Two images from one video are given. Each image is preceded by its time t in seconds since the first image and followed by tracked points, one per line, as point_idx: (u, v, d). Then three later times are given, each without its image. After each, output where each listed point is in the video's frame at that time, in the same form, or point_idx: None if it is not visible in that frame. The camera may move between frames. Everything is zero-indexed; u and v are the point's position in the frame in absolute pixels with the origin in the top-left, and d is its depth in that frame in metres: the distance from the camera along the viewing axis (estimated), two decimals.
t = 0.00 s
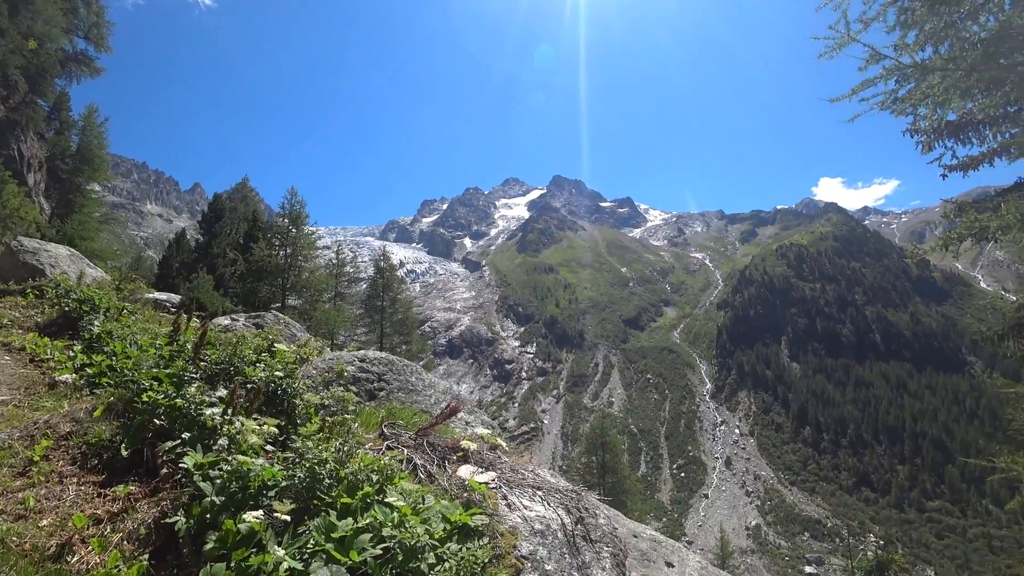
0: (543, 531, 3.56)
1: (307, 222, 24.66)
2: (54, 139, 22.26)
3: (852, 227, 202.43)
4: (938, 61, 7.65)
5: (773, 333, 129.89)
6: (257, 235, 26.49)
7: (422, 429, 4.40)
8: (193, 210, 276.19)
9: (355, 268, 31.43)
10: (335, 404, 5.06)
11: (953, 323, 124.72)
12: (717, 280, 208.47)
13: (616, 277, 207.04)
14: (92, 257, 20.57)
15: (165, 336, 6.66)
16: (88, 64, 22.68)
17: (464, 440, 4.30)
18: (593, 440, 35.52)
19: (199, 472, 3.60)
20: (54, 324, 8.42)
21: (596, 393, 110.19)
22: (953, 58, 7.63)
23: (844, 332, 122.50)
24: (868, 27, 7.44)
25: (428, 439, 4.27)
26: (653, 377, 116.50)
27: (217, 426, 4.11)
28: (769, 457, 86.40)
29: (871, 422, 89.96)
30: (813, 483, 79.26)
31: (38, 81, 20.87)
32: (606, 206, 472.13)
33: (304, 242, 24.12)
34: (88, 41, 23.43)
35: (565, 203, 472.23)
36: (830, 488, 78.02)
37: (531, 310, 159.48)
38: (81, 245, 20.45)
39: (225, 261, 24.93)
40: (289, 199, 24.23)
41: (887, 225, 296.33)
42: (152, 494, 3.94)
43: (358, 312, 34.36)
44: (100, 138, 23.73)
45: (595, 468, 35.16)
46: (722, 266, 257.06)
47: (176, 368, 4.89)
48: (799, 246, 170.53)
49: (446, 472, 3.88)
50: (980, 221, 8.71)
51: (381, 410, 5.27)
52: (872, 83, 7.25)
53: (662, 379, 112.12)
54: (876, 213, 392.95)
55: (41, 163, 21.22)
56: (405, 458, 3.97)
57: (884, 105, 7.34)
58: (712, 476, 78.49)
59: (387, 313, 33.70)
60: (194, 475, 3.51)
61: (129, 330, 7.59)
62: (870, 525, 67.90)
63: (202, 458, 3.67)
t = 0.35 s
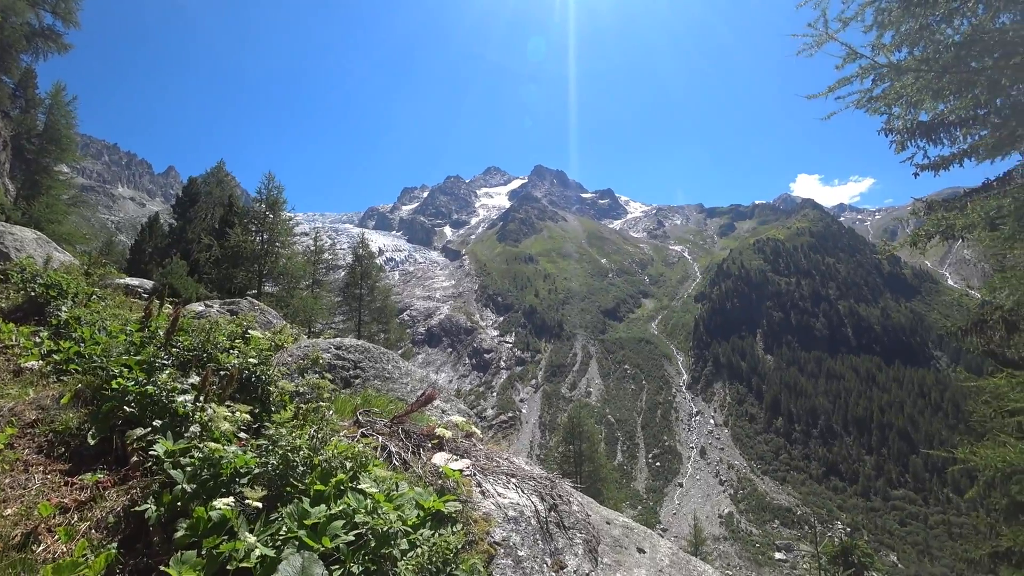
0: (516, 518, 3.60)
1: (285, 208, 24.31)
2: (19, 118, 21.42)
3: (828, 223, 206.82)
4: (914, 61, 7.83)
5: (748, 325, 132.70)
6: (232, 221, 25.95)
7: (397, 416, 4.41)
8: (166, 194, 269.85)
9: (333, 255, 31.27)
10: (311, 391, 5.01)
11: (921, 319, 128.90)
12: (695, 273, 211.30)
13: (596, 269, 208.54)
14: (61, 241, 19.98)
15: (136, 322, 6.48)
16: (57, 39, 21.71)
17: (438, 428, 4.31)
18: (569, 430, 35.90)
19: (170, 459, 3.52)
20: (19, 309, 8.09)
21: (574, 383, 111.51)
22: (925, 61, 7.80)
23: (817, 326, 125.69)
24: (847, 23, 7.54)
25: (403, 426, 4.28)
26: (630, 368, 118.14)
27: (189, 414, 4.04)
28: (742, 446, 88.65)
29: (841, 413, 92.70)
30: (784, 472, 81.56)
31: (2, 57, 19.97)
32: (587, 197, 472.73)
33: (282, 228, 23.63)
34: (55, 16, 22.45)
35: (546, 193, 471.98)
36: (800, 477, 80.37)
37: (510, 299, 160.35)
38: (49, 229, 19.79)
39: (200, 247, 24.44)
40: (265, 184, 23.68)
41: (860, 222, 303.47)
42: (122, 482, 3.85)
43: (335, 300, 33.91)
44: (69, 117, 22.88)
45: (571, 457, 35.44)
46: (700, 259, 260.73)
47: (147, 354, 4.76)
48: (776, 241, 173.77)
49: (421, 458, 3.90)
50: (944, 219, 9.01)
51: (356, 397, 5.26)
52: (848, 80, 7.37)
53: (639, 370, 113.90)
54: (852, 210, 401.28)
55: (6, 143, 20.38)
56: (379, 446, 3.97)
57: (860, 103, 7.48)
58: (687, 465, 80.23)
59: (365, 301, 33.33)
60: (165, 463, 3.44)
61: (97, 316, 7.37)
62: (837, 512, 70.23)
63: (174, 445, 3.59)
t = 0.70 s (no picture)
0: (492, 509, 3.64)
1: (263, 197, 23.98)
2: None
3: (805, 220, 211.03)
4: (889, 62, 7.98)
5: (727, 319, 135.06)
6: (209, 211, 25.47)
7: (374, 408, 4.41)
8: (140, 181, 263.19)
9: (311, 246, 31.03)
10: (287, 382, 4.98)
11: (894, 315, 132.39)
12: (675, 267, 214.02)
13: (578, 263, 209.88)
14: (31, 229, 19.43)
15: (106, 312, 6.30)
16: (26, 18, 20.93)
17: (416, 419, 4.32)
18: (549, 422, 36.06)
19: (142, 451, 3.44)
20: None
21: (554, 375, 112.63)
22: (900, 63, 7.96)
23: (794, 321, 128.32)
24: (824, 24, 7.67)
25: (380, 418, 4.28)
26: (610, 360, 119.39)
27: (162, 406, 3.96)
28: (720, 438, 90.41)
29: (815, 406, 95.03)
30: (760, 464, 83.45)
31: None
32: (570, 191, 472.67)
33: (261, 219, 23.37)
34: None
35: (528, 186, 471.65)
36: (776, 468, 82.23)
37: (492, 292, 160.65)
38: (17, 216, 19.23)
39: (176, 236, 23.98)
40: (243, 172, 23.42)
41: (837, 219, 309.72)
42: (92, 475, 3.75)
43: (314, 291, 33.54)
44: (38, 100, 22.16)
45: (551, 449, 35.73)
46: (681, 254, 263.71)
47: (119, 345, 4.64)
48: (754, 237, 176.72)
49: (398, 450, 3.90)
50: (914, 218, 9.28)
51: (333, 388, 5.24)
52: (825, 79, 7.48)
53: (619, 362, 115.27)
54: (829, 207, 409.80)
55: None
56: (356, 437, 3.96)
57: (836, 103, 7.61)
58: (666, 457, 81.56)
59: (344, 293, 33.03)
60: (135, 455, 3.35)
61: (65, 305, 7.17)
62: (810, 502, 72.14)
63: (146, 438, 3.50)
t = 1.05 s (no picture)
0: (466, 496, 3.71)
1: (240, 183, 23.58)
2: None
3: (783, 218, 214.94)
4: (866, 63, 8.14)
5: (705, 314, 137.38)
6: (184, 196, 24.91)
7: (349, 396, 4.44)
8: (113, 165, 256.49)
9: (289, 235, 30.71)
10: (262, 370, 4.94)
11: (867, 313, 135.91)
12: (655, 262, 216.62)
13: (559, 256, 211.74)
14: None
15: (73, 298, 6.13)
16: None
17: (390, 408, 4.35)
18: (528, 414, 36.23)
19: (110, 439, 3.37)
20: None
21: (533, 367, 113.68)
22: (877, 64, 8.13)
23: (770, 317, 131.00)
24: (801, 23, 7.78)
25: (354, 406, 4.30)
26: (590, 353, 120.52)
27: (130, 394, 3.86)
28: (696, 431, 92.13)
29: (789, 401, 97.30)
30: (735, 456, 85.19)
31: None
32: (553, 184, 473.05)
33: (237, 205, 22.87)
34: None
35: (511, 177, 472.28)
36: (750, 461, 84.12)
37: (473, 283, 160.99)
38: None
39: (149, 222, 23.45)
40: (220, 158, 23.04)
41: (813, 218, 315.94)
42: (58, 465, 3.63)
43: (293, 280, 33.14)
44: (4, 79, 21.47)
45: (529, 440, 35.99)
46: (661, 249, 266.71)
47: (86, 331, 4.51)
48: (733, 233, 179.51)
49: (371, 439, 3.91)
50: (885, 216, 9.55)
51: (307, 376, 5.23)
52: (803, 78, 7.61)
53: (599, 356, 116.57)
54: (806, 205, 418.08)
55: None
56: (329, 425, 3.97)
57: (813, 101, 7.74)
58: (643, 449, 82.93)
59: (323, 282, 32.61)
60: (103, 443, 3.27)
61: (31, 291, 6.96)
62: (782, 493, 74.03)
63: (113, 425, 3.43)
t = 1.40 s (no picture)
0: (440, 484, 3.88)
1: (216, 168, 23.15)
2: None
3: (760, 213, 218.55)
4: (843, 61, 8.27)
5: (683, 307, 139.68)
6: (157, 180, 24.36)
7: (324, 384, 4.54)
8: (83, 148, 248.79)
9: (266, 222, 30.36)
10: (235, 357, 4.89)
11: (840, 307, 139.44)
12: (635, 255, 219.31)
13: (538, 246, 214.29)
14: None
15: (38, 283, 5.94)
16: None
17: (364, 396, 4.49)
18: (506, 404, 36.44)
19: (75, 428, 3.30)
20: None
21: (513, 358, 114.60)
22: (853, 61, 8.26)
23: (747, 311, 133.67)
24: (782, 18, 7.82)
25: (328, 394, 4.43)
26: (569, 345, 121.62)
27: (98, 381, 3.78)
28: (673, 422, 93.83)
29: (763, 392, 99.56)
30: (710, 447, 86.96)
31: None
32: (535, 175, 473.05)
33: (213, 190, 22.40)
34: None
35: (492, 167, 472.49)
36: (725, 452, 86.04)
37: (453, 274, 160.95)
38: None
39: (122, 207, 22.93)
40: (195, 142, 22.64)
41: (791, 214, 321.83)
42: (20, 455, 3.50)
43: (270, 268, 32.73)
44: None
45: (507, 431, 36.24)
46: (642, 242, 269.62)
47: (50, 317, 4.36)
48: (711, 227, 182.08)
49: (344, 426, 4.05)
50: (857, 212, 9.80)
51: (282, 364, 5.25)
52: (781, 74, 7.70)
53: (578, 347, 117.73)
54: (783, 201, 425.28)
55: None
56: (302, 412, 4.10)
57: (790, 97, 7.85)
58: (621, 440, 84.23)
59: (301, 270, 32.19)
60: (68, 431, 3.20)
61: None
62: (756, 483, 75.91)
63: (79, 413, 3.36)
